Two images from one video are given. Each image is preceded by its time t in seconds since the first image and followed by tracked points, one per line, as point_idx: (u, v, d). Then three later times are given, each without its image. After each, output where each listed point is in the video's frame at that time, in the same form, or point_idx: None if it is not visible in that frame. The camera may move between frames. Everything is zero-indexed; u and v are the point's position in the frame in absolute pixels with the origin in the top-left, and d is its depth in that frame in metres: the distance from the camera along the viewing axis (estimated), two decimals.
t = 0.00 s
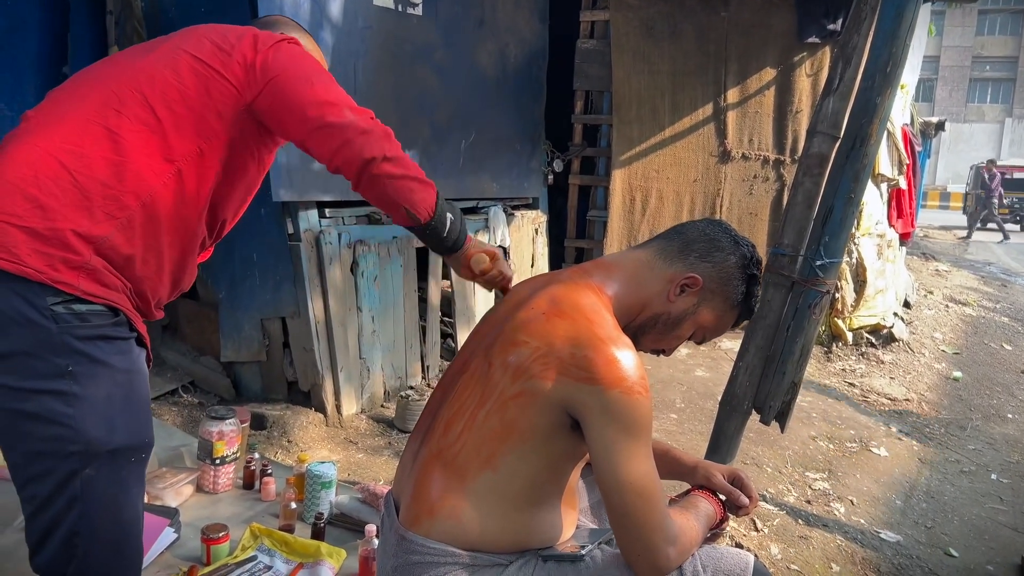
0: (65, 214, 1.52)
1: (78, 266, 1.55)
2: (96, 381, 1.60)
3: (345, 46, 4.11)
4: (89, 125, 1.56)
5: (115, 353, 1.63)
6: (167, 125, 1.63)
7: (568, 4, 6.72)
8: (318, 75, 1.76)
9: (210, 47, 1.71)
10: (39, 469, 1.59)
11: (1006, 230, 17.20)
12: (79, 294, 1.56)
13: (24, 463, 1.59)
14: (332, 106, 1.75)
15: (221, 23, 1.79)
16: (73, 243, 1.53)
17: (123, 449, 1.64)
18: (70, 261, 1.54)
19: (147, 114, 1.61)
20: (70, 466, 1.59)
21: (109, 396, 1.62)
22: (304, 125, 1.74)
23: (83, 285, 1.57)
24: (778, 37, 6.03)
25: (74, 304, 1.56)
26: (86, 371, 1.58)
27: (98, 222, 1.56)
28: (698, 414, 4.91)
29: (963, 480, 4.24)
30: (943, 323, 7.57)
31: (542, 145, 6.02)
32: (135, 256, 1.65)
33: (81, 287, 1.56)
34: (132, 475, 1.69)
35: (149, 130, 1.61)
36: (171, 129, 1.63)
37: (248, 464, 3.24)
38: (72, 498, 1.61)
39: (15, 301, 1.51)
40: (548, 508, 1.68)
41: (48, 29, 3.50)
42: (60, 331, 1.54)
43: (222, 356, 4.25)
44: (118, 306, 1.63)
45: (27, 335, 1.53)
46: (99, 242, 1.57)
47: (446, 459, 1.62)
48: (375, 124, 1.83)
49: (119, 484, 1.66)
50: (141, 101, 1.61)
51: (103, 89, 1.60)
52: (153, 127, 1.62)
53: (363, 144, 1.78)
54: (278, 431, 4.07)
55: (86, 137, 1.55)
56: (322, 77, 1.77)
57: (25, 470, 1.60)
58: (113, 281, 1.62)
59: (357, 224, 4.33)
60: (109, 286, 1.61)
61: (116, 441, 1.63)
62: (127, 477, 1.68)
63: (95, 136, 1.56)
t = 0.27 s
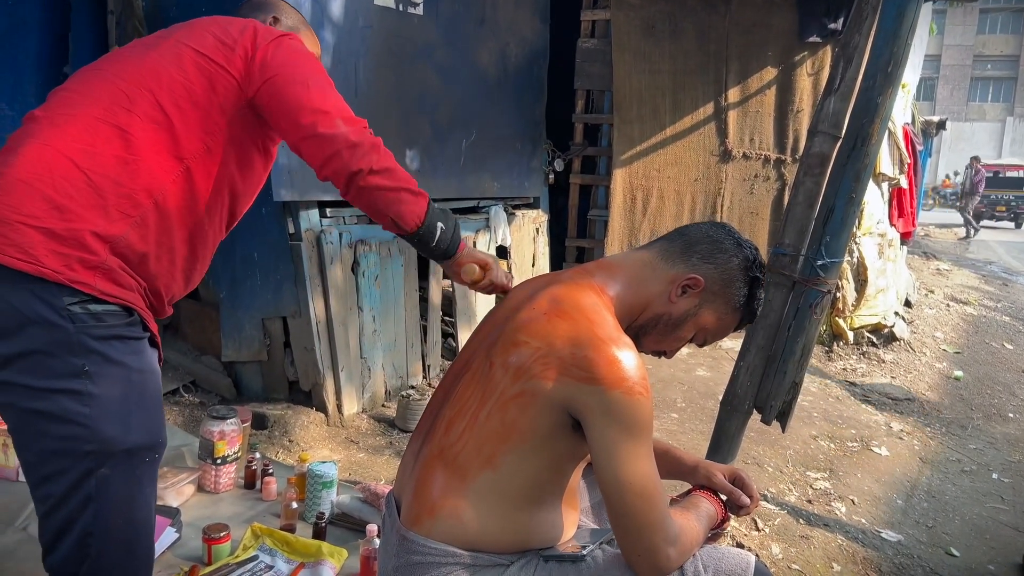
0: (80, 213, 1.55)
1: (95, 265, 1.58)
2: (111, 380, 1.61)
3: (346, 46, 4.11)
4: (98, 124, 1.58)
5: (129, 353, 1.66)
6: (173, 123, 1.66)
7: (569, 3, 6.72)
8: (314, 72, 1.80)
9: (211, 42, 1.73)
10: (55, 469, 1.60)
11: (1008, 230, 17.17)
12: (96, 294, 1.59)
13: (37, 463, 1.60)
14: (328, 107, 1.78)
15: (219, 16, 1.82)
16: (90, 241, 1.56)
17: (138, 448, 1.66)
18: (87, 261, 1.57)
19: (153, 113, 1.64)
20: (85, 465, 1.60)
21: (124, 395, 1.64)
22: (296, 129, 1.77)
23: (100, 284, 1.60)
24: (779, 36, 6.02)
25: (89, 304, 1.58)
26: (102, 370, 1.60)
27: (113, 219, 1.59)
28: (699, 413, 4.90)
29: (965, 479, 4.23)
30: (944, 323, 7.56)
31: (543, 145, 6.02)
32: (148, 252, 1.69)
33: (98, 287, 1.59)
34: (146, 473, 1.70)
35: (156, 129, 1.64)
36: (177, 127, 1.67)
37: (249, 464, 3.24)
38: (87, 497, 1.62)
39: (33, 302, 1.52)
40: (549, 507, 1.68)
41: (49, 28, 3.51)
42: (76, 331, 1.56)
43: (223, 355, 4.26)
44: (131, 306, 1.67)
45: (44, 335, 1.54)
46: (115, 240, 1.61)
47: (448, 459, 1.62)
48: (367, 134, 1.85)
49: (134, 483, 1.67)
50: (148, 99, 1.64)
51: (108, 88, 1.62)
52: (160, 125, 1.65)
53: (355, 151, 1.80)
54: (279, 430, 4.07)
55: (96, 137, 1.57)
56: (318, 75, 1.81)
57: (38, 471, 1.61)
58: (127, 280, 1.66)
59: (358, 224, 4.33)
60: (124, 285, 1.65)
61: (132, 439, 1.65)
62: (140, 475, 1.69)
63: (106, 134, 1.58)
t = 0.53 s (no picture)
0: (90, 213, 1.57)
1: (111, 265, 1.61)
2: (134, 376, 1.64)
3: (346, 45, 4.11)
4: (104, 124, 1.59)
5: (151, 348, 1.69)
6: (175, 119, 1.65)
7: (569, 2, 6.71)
8: (303, 67, 1.71)
9: (203, 30, 1.69)
10: (87, 465, 1.64)
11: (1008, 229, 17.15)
12: (114, 292, 1.61)
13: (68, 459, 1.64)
14: (306, 113, 1.68)
15: None
16: (103, 241, 1.59)
17: (165, 442, 1.69)
18: (103, 261, 1.59)
19: (152, 111, 1.63)
20: (116, 459, 1.63)
21: (151, 390, 1.67)
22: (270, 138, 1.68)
23: (117, 283, 1.62)
24: (779, 35, 6.02)
25: (110, 303, 1.61)
26: (125, 366, 1.63)
27: (125, 217, 1.61)
28: (699, 412, 4.91)
29: (965, 478, 4.23)
30: (944, 322, 7.56)
31: (543, 144, 6.02)
32: (164, 247, 1.70)
33: (115, 285, 1.61)
34: (173, 467, 1.73)
35: (158, 126, 1.63)
36: (179, 122, 1.65)
37: (249, 463, 3.25)
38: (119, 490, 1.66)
39: (53, 302, 1.56)
40: (547, 504, 1.68)
41: (49, 28, 3.51)
42: (97, 329, 1.59)
43: (223, 354, 4.25)
44: (150, 302, 1.69)
45: (65, 335, 1.57)
46: (128, 239, 1.62)
47: (446, 457, 1.62)
48: (339, 147, 1.73)
49: (163, 476, 1.70)
50: (148, 97, 1.63)
51: (110, 87, 1.62)
52: (162, 122, 1.64)
53: (324, 169, 1.70)
54: (279, 429, 4.08)
55: (102, 137, 1.59)
56: (309, 70, 1.72)
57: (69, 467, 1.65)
58: (144, 278, 1.68)
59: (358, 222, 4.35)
60: (141, 282, 1.67)
61: (158, 433, 1.68)
62: (169, 470, 1.72)
63: (111, 134, 1.60)
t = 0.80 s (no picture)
0: (101, 223, 1.57)
1: (126, 273, 1.60)
2: (145, 385, 1.64)
3: (345, 43, 4.11)
4: (106, 131, 1.56)
5: (165, 358, 1.67)
6: (177, 115, 1.59)
7: None
8: (301, 45, 1.58)
9: (194, 14, 1.59)
10: (98, 464, 1.65)
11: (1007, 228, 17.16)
12: (128, 301, 1.61)
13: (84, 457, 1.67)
14: (316, 91, 1.58)
15: None
16: (115, 250, 1.59)
17: (169, 451, 1.67)
18: (117, 270, 1.59)
19: (152, 111, 1.57)
20: (120, 465, 1.63)
21: (159, 399, 1.66)
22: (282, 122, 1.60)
23: (133, 290, 1.61)
24: (777, 34, 6.02)
25: (123, 312, 1.61)
26: (136, 375, 1.63)
27: (138, 222, 1.60)
28: (698, 411, 4.91)
29: (963, 476, 4.24)
30: (943, 320, 7.56)
31: (543, 142, 6.02)
32: (186, 246, 1.67)
33: (130, 293, 1.61)
34: (186, 473, 1.72)
35: (160, 125, 1.58)
36: (182, 117, 1.59)
37: (248, 461, 3.25)
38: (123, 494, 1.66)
39: (70, 311, 1.58)
40: (544, 499, 1.68)
41: (47, 25, 3.50)
42: (109, 338, 1.60)
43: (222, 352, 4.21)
44: (169, 309, 1.67)
45: (81, 343, 1.59)
46: (143, 243, 1.61)
47: (445, 452, 1.62)
48: (360, 128, 1.65)
49: (170, 483, 1.69)
50: (145, 96, 1.57)
51: (108, 90, 1.57)
52: (164, 119, 1.58)
53: (350, 153, 1.62)
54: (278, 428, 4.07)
55: (107, 144, 1.56)
56: (307, 47, 1.59)
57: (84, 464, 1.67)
58: (162, 282, 1.66)
59: (356, 220, 4.36)
60: (158, 288, 1.65)
61: (165, 442, 1.67)
62: (180, 476, 1.71)
63: (113, 141, 1.56)
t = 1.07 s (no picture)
0: (124, 222, 1.56)
1: (147, 271, 1.59)
2: (166, 383, 1.61)
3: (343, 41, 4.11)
4: (123, 127, 1.54)
5: (188, 356, 1.65)
6: (192, 103, 1.55)
7: None
8: (311, 19, 1.53)
9: None
10: (118, 458, 1.63)
11: (1006, 227, 17.16)
12: (150, 299, 1.59)
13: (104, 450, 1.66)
14: (341, 59, 1.54)
15: None
16: (136, 248, 1.58)
17: (188, 449, 1.64)
18: (139, 269, 1.58)
19: (166, 101, 1.54)
20: (140, 460, 1.61)
21: (180, 397, 1.63)
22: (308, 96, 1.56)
23: (155, 288, 1.60)
24: (776, 32, 6.02)
25: (144, 311, 1.60)
26: (157, 373, 1.61)
27: (159, 218, 1.58)
28: (696, 409, 4.92)
29: (961, 474, 4.25)
30: (941, 318, 7.57)
31: (541, 141, 6.01)
32: (211, 236, 1.65)
33: (152, 292, 1.59)
34: (205, 471, 1.69)
35: (176, 115, 1.55)
36: (197, 105, 1.55)
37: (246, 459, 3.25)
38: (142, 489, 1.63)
39: (93, 311, 1.58)
40: (543, 495, 1.68)
41: (45, 23, 3.50)
42: (130, 337, 1.59)
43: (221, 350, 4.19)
44: (191, 305, 1.65)
45: (105, 341, 1.59)
46: (166, 238, 1.59)
47: (443, 450, 1.62)
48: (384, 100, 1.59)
49: (190, 481, 1.66)
50: (156, 87, 1.53)
51: (121, 84, 1.54)
52: (178, 109, 1.55)
53: (381, 123, 1.58)
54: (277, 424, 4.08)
55: (125, 140, 1.54)
56: (319, 20, 1.53)
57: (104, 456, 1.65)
58: (185, 277, 1.63)
59: (356, 218, 4.35)
60: (181, 283, 1.63)
61: (183, 441, 1.63)
62: (199, 474, 1.68)
63: (128, 139, 1.54)
